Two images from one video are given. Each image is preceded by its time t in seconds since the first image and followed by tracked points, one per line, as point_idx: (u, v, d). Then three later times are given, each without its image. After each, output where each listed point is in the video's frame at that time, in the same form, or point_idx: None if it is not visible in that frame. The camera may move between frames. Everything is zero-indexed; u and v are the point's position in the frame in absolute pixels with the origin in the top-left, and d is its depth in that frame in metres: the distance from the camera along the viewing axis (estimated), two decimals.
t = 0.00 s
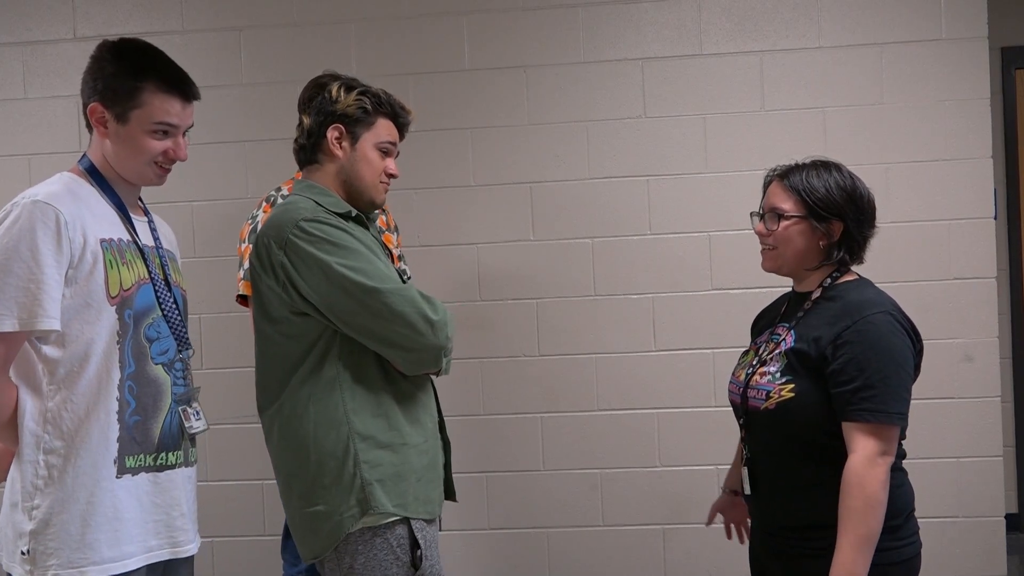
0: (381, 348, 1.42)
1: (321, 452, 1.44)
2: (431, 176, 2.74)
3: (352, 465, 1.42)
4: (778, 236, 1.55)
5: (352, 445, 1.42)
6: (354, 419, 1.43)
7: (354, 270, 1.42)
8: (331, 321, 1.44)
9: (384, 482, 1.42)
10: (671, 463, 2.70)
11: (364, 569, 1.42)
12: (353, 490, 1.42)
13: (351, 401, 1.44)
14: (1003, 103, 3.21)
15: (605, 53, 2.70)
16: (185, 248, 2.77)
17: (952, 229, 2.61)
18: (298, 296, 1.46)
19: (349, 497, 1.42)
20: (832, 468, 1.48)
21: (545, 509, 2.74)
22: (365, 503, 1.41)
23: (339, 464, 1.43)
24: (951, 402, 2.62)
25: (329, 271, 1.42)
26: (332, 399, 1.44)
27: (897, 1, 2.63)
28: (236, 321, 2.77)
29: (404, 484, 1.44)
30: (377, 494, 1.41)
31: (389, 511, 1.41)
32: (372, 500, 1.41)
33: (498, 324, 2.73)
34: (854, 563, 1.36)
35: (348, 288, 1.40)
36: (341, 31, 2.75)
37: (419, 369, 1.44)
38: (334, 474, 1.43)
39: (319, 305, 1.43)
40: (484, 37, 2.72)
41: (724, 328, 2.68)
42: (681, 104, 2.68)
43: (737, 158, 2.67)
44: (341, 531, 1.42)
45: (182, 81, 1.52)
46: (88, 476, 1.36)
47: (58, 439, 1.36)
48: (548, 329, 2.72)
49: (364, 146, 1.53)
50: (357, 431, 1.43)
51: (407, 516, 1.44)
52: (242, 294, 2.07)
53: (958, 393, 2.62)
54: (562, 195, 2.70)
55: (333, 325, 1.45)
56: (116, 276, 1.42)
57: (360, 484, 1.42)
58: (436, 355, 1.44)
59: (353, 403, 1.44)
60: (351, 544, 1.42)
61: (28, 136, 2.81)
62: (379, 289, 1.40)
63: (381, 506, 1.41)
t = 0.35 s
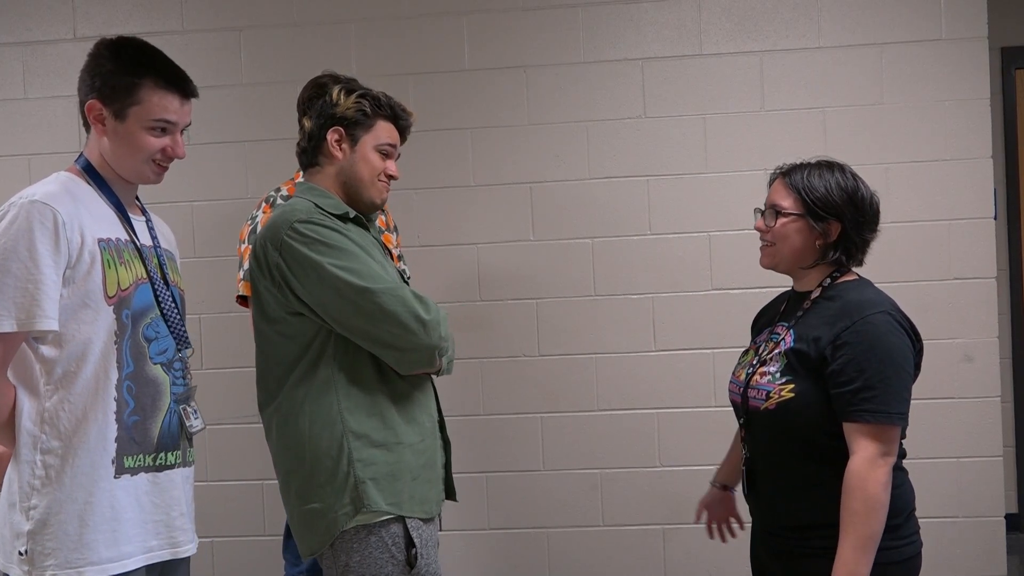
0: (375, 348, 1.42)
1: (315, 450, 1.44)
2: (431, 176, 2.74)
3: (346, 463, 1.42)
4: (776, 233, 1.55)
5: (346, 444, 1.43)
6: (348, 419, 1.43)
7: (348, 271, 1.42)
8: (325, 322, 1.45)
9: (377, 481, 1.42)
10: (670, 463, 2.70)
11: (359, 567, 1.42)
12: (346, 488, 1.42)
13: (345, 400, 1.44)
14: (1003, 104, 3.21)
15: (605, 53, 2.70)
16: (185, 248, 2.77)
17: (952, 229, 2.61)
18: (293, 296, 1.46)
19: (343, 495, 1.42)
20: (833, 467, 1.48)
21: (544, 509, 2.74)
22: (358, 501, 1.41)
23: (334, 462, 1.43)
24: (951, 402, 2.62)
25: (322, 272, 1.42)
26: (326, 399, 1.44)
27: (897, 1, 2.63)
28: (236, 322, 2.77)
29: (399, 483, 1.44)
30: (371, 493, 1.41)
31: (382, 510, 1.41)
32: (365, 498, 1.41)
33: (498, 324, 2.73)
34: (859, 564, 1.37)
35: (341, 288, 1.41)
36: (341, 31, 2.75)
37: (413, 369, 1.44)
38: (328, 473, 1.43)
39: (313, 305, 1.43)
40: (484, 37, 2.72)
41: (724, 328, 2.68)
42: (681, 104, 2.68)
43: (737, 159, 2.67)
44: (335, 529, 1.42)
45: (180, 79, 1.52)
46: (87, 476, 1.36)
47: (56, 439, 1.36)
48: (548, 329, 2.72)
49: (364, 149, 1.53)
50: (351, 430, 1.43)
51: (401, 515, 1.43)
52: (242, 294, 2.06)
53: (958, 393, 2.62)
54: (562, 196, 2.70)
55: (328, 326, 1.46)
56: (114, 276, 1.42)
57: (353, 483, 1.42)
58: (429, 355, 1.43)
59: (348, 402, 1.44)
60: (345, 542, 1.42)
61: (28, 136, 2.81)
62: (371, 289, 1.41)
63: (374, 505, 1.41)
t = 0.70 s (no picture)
0: (373, 348, 1.42)
1: (314, 449, 1.44)
2: (431, 176, 2.74)
3: (344, 462, 1.42)
4: (770, 228, 1.56)
5: (344, 443, 1.43)
6: (346, 417, 1.44)
7: (348, 272, 1.43)
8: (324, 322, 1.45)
9: (375, 479, 1.42)
10: (670, 463, 2.70)
11: (356, 564, 1.41)
12: (344, 486, 1.42)
13: (343, 400, 1.45)
14: (1003, 104, 3.21)
15: (605, 53, 2.70)
16: (185, 248, 2.77)
17: (952, 229, 2.61)
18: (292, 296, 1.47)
19: (340, 493, 1.42)
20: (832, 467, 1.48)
21: (544, 509, 2.74)
22: (355, 499, 1.41)
23: (331, 461, 1.43)
24: (951, 402, 2.62)
25: (322, 274, 1.42)
26: (326, 399, 1.45)
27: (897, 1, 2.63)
28: (236, 322, 2.77)
29: (396, 481, 1.44)
30: (369, 491, 1.42)
31: (380, 508, 1.41)
32: (362, 496, 1.41)
33: (498, 324, 2.73)
34: (849, 563, 1.37)
35: (341, 289, 1.41)
36: (341, 31, 2.75)
37: (411, 369, 1.44)
38: (327, 471, 1.44)
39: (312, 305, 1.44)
40: (484, 37, 2.72)
41: (724, 328, 2.68)
42: (681, 104, 2.68)
43: (737, 159, 2.67)
44: (334, 526, 1.43)
45: (175, 77, 1.53)
46: (87, 475, 1.36)
47: (55, 439, 1.36)
48: (548, 329, 2.72)
49: (365, 152, 1.53)
50: (348, 429, 1.43)
51: (399, 513, 1.43)
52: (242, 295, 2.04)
53: (958, 393, 2.62)
54: (562, 196, 2.70)
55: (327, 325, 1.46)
56: (113, 275, 1.42)
57: (351, 481, 1.42)
58: (427, 355, 1.44)
59: (346, 401, 1.45)
60: (343, 539, 1.42)
61: (28, 136, 2.81)
62: (370, 290, 1.41)
63: (371, 503, 1.41)
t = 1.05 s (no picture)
0: (366, 348, 1.42)
1: (309, 444, 1.45)
2: (430, 176, 2.74)
3: (336, 457, 1.43)
4: (766, 230, 1.57)
5: (338, 439, 1.43)
6: (340, 413, 1.44)
7: (342, 272, 1.43)
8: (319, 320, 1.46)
9: (367, 475, 1.42)
10: (670, 463, 2.71)
11: (349, 556, 1.42)
12: (337, 481, 1.43)
13: (338, 396, 1.45)
14: (1003, 104, 3.20)
15: (605, 53, 2.70)
16: (185, 248, 2.77)
17: (952, 229, 2.61)
18: (289, 294, 1.48)
19: (334, 488, 1.43)
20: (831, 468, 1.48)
21: (545, 509, 2.74)
22: (347, 494, 1.42)
23: (325, 456, 1.44)
24: (951, 402, 2.63)
25: (315, 273, 1.43)
26: (322, 396, 1.46)
27: (897, 1, 2.63)
28: (236, 322, 2.77)
29: (389, 477, 1.44)
30: (362, 488, 1.42)
31: (371, 503, 1.41)
32: (354, 491, 1.41)
33: (497, 324, 2.73)
34: (842, 563, 1.37)
35: (334, 289, 1.42)
36: (341, 31, 2.75)
37: (404, 369, 1.44)
38: (322, 467, 1.44)
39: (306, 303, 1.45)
40: (484, 37, 2.72)
41: (724, 328, 2.68)
42: (681, 104, 2.68)
43: (737, 159, 2.67)
44: (328, 520, 1.43)
45: (184, 81, 1.56)
46: (83, 475, 1.36)
47: (52, 440, 1.36)
48: (548, 329, 2.72)
49: (370, 153, 1.53)
50: (342, 424, 1.44)
51: (391, 509, 1.43)
52: (243, 296, 2.03)
53: (958, 392, 2.62)
54: (561, 196, 2.71)
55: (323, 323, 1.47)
56: (111, 275, 1.42)
57: (343, 476, 1.42)
58: (419, 355, 1.43)
59: (340, 397, 1.45)
60: (337, 532, 1.43)
61: (28, 136, 2.81)
62: (362, 290, 1.41)
63: (363, 499, 1.41)
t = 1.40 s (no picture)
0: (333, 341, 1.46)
1: (292, 433, 1.53)
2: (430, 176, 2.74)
3: (310, 447, 1.49)
4: (767, 231, 1.56)
5: (312, 428, 1.49)
6: (315, 404, 1.50)
7: (315, 265, 1.48)
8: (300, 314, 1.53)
9: (334, 466, 1.46)
10: (670, 463, 2.71)
11: (325, 543, 1.49)
12: (309, 469, 1.49)
13: (314, 388, 1.52)
14: (1003, 104, 3.21)
15: (605, 53, 2.70)
16: (185, 248, 2.77)
17: (952, 229, 2.61)
18: (279, 290, 1.57)
19: (307, 476, 1.49)
20: (831, 467, 1.48)
21: (545, 509, 2.74)
22: (316, 483, 1.47)
23: (303, 445, 1.51)
24: (951, 402, 2.63)
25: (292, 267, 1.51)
26: (302, 385, 1.53)
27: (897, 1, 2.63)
28: (236, 321, 2.77)
29: (356, 471, 1.46)
30: (329, 478, 1.46)
31: (336, 494, 1.45)
32: (321, 480, 1.46)
33: (497, 324, 2.73)
34: (847, 563, 1.37)
35: (305, 281, 1.48)
36: (341, 31, 2.75)
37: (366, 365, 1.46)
38: (300, 453, 1.51)
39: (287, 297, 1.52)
40: (484, 37, 2.72)
41: (724, 328, 2.68)
42: (681, 104, 2.68)
43: (737, 159, 2.67)
44: (305, 505, 1.50)
45: (183, 79, 1.57)
46: (82, 475, 1.36)
47: (51, 440, 1.36)
48: (547, 329, 2.72)
49: (386, 152, 1.59)
50: (316, 415, 1.50)
51: (357, 502, 1.46)
52: (244, 296, 2.02)
53: (958, 392, 2.62)
54: (561, 196, 2.71)
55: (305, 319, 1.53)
56: (110, 275, 1.42)
57: (314, 465, 1.48)
58: (381, 352, 1.45)
59: (317, 389, 1.51)
60: (314, 518, 1.50)
61: (28, 136, 2.81)
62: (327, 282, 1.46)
63: (329, 489, 1.45)
